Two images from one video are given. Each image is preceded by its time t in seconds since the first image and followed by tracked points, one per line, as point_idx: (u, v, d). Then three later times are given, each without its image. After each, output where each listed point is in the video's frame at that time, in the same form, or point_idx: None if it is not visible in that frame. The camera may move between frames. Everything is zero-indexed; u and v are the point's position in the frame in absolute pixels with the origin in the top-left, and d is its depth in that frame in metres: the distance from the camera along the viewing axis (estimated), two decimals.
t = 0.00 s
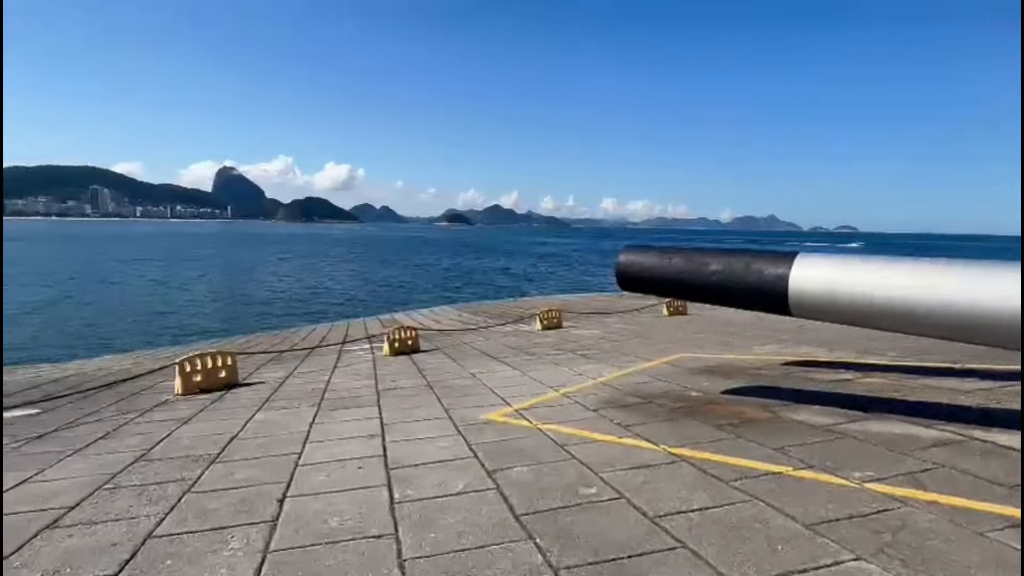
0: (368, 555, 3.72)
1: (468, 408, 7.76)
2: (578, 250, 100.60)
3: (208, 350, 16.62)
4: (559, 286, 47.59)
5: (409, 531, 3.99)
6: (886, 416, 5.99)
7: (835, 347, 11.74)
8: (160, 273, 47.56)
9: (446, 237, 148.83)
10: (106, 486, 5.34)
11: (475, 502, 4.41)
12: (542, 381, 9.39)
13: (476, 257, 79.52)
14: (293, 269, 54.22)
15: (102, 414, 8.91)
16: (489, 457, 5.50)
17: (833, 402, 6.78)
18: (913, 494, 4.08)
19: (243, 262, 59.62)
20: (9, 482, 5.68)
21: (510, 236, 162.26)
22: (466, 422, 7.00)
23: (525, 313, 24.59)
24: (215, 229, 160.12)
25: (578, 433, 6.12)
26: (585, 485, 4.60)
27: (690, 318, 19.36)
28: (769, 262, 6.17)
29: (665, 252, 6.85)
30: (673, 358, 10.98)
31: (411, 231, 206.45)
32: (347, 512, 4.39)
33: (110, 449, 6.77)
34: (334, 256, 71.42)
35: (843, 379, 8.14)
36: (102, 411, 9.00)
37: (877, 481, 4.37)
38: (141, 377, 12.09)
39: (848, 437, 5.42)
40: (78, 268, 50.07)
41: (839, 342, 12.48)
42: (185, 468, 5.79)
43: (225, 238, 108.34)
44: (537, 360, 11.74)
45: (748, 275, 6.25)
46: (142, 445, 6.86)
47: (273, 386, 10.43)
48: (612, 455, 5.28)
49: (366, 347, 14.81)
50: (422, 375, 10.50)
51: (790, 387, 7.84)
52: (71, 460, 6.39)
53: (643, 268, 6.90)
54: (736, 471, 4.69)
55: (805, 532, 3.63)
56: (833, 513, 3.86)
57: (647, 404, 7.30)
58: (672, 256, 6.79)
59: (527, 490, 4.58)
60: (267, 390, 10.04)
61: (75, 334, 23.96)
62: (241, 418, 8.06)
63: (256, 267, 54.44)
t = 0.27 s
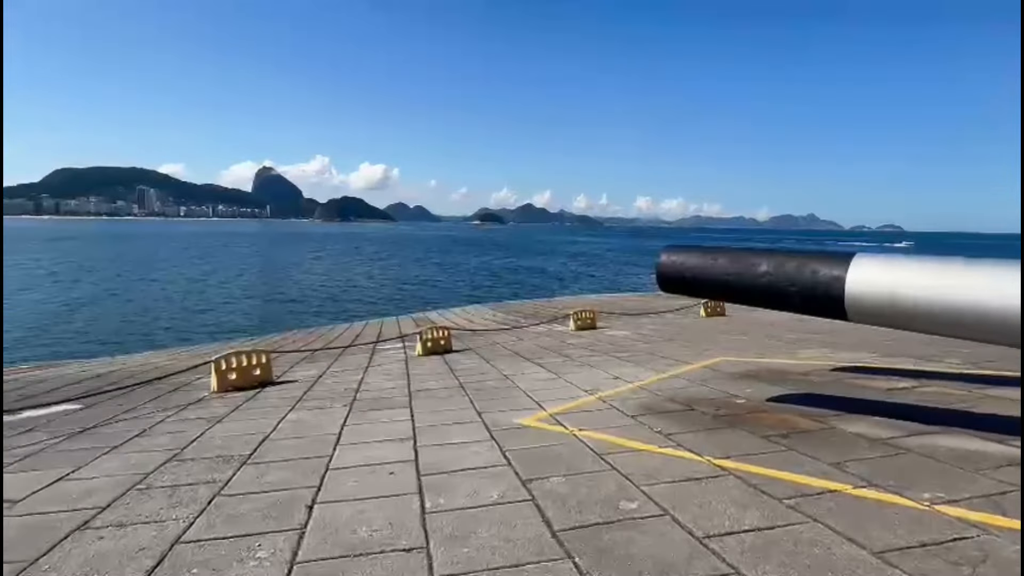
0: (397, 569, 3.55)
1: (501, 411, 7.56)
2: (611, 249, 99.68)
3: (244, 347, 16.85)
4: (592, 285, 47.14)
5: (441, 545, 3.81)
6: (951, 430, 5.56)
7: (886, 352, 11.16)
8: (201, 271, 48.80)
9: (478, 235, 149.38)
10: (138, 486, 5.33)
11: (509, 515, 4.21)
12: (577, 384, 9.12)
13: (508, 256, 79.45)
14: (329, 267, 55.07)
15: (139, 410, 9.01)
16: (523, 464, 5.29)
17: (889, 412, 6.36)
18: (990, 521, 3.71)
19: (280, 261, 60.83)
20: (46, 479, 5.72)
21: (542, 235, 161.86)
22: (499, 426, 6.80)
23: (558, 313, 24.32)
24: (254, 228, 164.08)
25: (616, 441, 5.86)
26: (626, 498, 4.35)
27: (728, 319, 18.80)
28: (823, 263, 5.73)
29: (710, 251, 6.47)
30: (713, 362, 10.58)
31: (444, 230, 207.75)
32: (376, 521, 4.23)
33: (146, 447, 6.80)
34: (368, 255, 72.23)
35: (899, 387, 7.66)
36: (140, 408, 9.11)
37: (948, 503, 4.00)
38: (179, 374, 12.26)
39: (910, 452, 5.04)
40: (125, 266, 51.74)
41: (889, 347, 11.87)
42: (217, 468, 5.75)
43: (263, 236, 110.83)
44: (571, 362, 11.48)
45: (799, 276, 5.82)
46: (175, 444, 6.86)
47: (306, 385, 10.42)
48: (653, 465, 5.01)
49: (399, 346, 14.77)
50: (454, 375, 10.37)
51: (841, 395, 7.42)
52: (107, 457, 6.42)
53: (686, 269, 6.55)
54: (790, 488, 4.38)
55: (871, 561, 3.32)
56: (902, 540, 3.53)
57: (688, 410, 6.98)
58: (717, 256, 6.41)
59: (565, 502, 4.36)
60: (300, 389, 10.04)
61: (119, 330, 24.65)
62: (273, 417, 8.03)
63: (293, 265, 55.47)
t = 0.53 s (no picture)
0: None
1: (536, 415, 7.31)
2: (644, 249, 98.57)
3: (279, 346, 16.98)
4: (625, 286, 46.53)
5: (475, 561, 3.59)
6: None
7: (943, 358, 10.53)
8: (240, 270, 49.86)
9: (510, 236, 149.47)
10: (169, 488, 5.26)
11: (548, 529, 3.96)
12: (614, 388, 8.81)
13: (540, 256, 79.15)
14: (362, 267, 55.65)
15: (175, 408, 9.03)
16: (561, 474, 5.03)
17: (956, 424, 5.88)
18: None
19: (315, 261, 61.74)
20: (80, 478, 5.70)
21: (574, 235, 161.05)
22: (534, 432, 6.56)
23: (591, 314, 23.95)
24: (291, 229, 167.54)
25: (659, 450, 5.55)
26: (673, 515, 4.06)
27: (769, 322, 18.17)
28: (886, 263, 5.26)
29: (760, 251, 6.03)
30: (756, 366, 10.13)
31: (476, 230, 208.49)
32: (407, 532, 4.03)
33: (180, 446, 6.75)
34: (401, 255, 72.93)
35: (963, 396, 7.14)
36: (176, 406, 9.15)
37: None
38: (215, 372, 12.36)
39: (986, 470, 4.60)
40: (168, 265, 53.24)
41: (946, 353, 11.22)
42: (247, 471, 5.64)
43: (300, 237, 112.89)
44: (607, 365, 11.14)
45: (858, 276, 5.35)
46: (209, 443, 6.80)
47: (339, 385, 10.35)
48: (700, 478, 4.69)
49: (431, 346, 14.66)
50: (487, 377, 10.16)
51: (900, 404, 6.94)
52: (141, 456, 6.39)
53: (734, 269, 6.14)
54: (854, 508, 4.02)
55: None
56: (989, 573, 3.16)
57: (734, 418, 6.61)
58: (767, 255, 5.98)
59: (606, 517, 4.09)
60: (332, 389, 9.97)
61: (160, 329, 25.21)
62: (305, 418, 7.94)
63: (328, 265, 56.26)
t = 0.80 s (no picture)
0: None
1: (572, 422, 7.06)
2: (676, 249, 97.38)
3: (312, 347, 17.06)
4: (658, 287, 45.84)
5: None
6: None
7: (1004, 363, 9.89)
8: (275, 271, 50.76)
9: (540, 236, 149.38)
10: (199, 493, 5.17)
11: (588, 548, 3.71)
12: (653, 393, 8.47)
13: (570, 256, 78.66)
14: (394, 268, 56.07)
15: (209, 409, 9.04)
16: (600, 486, 4.77)
17: None
18: None
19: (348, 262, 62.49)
20: (113, 481, 5.67)
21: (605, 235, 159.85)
22: (571, 439, 6.31)
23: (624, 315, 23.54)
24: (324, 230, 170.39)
25: (704, 462, 5.23)
26: (724, 535, 3.77)
27: (811, 324, 17.53)
28: (956, 262, 4.82)
29: (812, 249, 5.64)
30: (801, 370, 9.67)
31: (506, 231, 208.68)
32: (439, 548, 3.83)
33: (212, 449, 6.69)
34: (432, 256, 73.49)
35: None
36: (210, 407, 9.16)
37: None
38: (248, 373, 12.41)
39: None
40: (205, 267, 54.50)
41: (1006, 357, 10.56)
42: (277, 477, 5.53)
43: (334, 239, 114.63)
44: (644, 368, 10.80)
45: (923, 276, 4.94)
46: (240, 446, 6.72)
47: (370, 387, 10.26)
48: (751, 494, 4.38)
49: (463, 348, 14.51)
50: (520, 380, 9.94)
51: (963, 414, 6.46)
52: (174, 459, 6.33)
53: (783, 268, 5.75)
54: (928, 533, 3.67)
55: None
56: None
57: (782, 427, 6.24)
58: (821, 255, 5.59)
59: (651, 536, 3.82)
60: (364, 391, 9.88)
61: (198, 329, 25.69)
62: (337, 421, 7.83)
63: (360, 266, 56.85)
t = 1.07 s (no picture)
0: None
1: (607, 429, 6.80)
2: (708, 250, 95.89)
3: (343, 350, 17.10)
4: (689, 288, 45.06)
5: None
6: None
7: None
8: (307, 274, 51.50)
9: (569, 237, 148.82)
10: (227, 501, 5.09)
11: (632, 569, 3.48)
12: (690, 399, 8.15)
13: (599, 257, 78.13)
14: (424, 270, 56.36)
15: (240, 412, 9.03)
16: (639, 499, 4.53)
17: None
18: None
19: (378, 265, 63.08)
20: (144, 484, 5.65)
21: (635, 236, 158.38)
22: (606, 448, 6.06)
23: (656, 317, 23.11)
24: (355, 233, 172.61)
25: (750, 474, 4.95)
26: (779, 560, 3.51)
27: (852, 326, 16.88)
28: None
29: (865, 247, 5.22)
30: (847, 375, 9.23)
31: (535, 232, 208.44)
32: (471, 564, 3.65)
33: (241, 453, 6.63)
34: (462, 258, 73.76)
35: None
36: (241, 410, 9.16)
37: None
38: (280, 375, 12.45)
39: None
40: (240, 269, 55.59)
41: None
42: (304, 484, 5.41)
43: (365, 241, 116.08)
44: (680, 373, 10.45)
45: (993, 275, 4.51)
46: (269, 451, 6.64)
47: (400, 390, 10.15)
48: (805, 512, 4.10)
49: (493, 350, 14.34)
50: (551, 385, 9.71)
51: None
52: (204, 463, 6.28)
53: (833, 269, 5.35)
54: (1007, 560, 3.35)
55: None
56: None
57: (832, 437, 5.89)
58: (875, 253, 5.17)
59: (698, 558, 3.58)
60: (393, 394, 9.78)
61: (233, 331, 26.10)
62: (366, 425, 7.72)
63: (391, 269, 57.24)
